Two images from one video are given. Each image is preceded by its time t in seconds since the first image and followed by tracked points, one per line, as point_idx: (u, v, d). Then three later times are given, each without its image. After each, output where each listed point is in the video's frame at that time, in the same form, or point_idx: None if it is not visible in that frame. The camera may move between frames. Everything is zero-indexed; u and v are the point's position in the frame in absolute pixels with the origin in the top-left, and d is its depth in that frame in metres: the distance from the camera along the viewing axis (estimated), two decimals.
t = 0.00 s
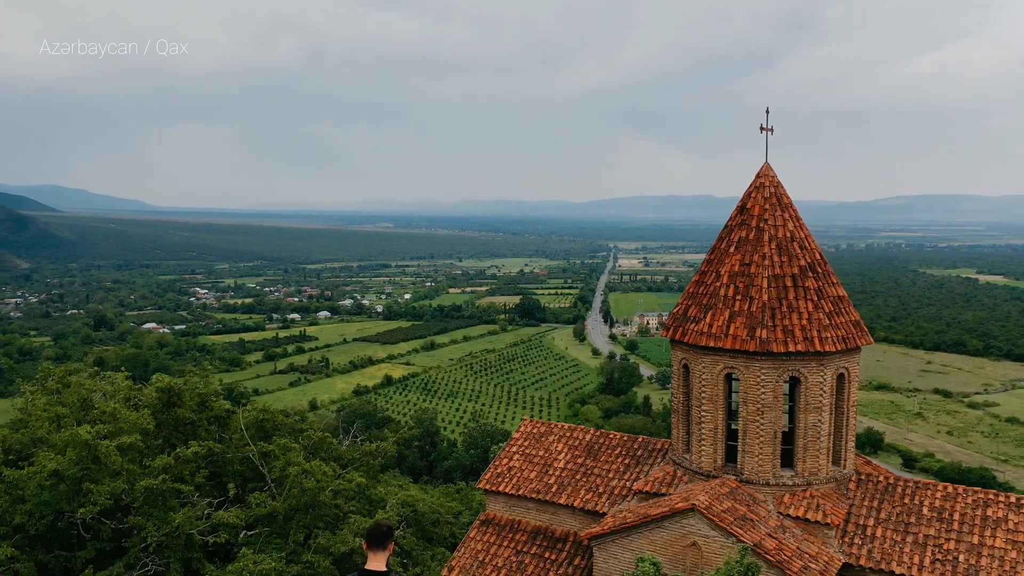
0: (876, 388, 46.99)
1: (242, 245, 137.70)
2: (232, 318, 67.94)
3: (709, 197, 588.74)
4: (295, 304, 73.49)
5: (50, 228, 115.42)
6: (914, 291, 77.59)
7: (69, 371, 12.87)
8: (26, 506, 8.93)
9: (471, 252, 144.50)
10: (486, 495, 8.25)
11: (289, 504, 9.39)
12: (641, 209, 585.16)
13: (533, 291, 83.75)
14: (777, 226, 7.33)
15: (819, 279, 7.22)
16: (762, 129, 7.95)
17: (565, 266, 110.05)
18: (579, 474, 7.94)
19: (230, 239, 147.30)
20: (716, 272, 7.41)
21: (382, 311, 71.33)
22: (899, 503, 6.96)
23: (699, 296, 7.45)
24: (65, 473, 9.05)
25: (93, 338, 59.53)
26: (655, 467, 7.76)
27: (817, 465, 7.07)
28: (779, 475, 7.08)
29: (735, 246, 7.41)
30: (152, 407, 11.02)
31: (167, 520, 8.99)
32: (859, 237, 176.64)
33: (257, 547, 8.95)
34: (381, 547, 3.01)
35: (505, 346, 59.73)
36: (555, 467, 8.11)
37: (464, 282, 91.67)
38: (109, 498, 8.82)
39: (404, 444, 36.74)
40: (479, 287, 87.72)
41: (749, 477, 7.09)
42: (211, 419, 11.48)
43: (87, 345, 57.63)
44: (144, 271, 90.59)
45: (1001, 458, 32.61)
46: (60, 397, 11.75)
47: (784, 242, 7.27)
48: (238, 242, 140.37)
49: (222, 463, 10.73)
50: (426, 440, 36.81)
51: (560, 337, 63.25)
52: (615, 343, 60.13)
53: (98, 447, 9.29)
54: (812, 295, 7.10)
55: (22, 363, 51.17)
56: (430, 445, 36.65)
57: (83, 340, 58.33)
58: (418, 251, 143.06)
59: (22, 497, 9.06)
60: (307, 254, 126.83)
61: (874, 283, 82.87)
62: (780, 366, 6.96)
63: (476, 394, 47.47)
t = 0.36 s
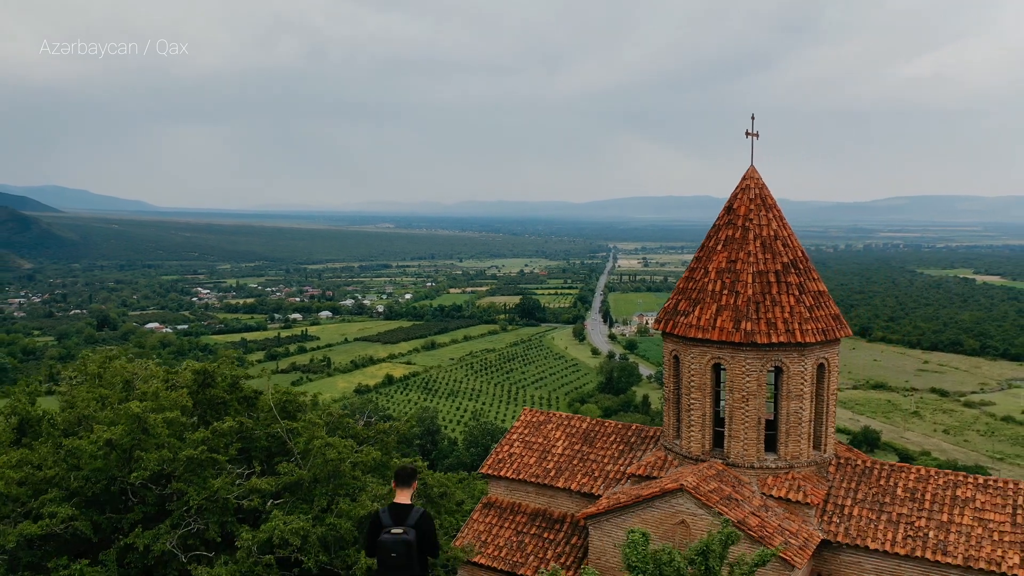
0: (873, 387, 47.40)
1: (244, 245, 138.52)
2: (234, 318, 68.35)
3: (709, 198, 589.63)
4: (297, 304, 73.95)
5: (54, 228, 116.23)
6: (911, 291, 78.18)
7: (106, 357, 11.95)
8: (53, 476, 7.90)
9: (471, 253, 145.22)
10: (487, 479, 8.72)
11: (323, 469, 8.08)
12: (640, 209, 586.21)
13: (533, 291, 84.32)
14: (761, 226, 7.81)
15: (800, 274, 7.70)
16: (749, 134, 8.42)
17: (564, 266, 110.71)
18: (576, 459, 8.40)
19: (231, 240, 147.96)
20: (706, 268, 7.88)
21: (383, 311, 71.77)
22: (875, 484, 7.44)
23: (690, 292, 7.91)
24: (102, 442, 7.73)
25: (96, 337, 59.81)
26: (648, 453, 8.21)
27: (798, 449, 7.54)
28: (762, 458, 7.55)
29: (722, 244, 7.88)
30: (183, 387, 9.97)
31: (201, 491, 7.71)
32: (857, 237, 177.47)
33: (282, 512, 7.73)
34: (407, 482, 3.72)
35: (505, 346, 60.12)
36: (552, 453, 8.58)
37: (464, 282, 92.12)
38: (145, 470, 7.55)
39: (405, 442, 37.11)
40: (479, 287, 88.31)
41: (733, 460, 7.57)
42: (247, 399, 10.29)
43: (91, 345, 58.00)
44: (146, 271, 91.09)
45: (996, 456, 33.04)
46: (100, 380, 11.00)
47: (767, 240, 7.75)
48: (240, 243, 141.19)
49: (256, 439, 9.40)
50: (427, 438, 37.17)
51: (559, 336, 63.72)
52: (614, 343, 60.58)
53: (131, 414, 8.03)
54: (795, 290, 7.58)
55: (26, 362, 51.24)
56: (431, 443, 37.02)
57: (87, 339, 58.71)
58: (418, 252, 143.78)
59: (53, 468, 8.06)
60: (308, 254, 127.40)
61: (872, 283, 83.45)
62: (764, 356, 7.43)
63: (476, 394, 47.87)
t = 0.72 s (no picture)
0: (870, 386, 47.81)
1: (245, 245, 139.08)
2: (236, 318, 68.73)
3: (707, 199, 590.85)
4: (298, 304, 74.39)
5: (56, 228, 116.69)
6: (908, 292, 78.69)
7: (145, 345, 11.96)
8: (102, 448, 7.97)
9: (471, 253, 145.86)
10: (490, 465, 9.19)
11: (348, 438, 8.19)
12: (640, 210, 587.51)
13: (532, 291, 84.84)
14: (747, 225, 8.28)
15: (784, 271, 8.16)
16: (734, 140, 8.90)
17: (564, 267, 111.31)
18: (572, 446, 8.89)
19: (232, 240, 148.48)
20: (695, 264, 8.36)
21: (384, 311, 72.19)
22: (854, 468, 7.92)
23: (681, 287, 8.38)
24: (146, 417, 7.98)
25: (99, 337, 60.01)
26: (642, 440, 8.69)
27: (782, 435, 8.02)
28: (748, 444, 8.03)
29: (711, 242, 8.36)
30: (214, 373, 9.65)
31: (236, 462, 7.74)
32: (855, 238, 178.29)
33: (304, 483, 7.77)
34: (426, 438, 4.18)
35: (505, 346, 60.52)
36: (551, 440, 9.06)
37: (464, 282, 92.60)
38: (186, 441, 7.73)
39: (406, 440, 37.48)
40: (479, 287, 88.85)
41: (722, 446, 8.04)
42: (271, 382, 9.90)
43: (94, 344, 58.33)
44: (148, 271, 91.55)
45: (992, 454, 33.47)
46: (136, 368, 11.09)
47: (753, 238, 8.23)
48: (241, 243, 141.81)
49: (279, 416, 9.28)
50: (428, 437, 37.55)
51: (559, 336, 64.16)
52: (613, 343, 61.00)
53: (173, 392, 8.41)
54: (779, 285, 8.05)
55: (30, 361, 51.49)
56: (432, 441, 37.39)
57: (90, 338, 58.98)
58: (418, 252, 144.48)
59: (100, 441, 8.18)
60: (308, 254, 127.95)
61: (870, 284, 83.96)
62: (749, 348, 7.89)
63: (476, 393, 48.24)
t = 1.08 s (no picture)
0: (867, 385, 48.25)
1: (246, 245, 139.76)
2: (238, 317, 69.08)
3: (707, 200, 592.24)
4: (300, 304, 74.80)
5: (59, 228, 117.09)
6: (906, 292, 79.23)
7: (175, 335, 12.28)
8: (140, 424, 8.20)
9: (472, 253, 146.52)
10: (491, 452, 9.67)
11: (361, 417, 8.31)
12: (639, 210, 589.49)
13: (532, 291, 85.38)
14: (735, 224, 8.77)
15: (770, 268, 8.65)
16: (723, 143, 9.38)
17: (564, 267, 111.86)
18: (571, 433, 9.35)
19: (234, 240, 148.97)
20: (686, 262, 8.85)
21: (385, 310, 72.61)
22: (835, 453, 8.40)
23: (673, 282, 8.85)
24: (181, 396, 8.19)
25: (101, 337, 60.28)
26: (636, 426, 9.17)
27: (767, 422, 8.51)
28: (735, 430, 8.51)
29: (701, 240, 8.84)
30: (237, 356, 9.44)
31: (263, 437, 7.93)
32: (854, 238, 179.27)
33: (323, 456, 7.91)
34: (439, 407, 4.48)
35: (505, 345, 60.90)
36: (550, 428, 9.54)
37: (464, 282, 93.07)
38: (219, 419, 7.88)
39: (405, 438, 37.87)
40: (479, 287, 89.32)
41: (710, 432, 8.53)
42: (293, 367, 9.47)
43: (97, 344, 58.66)
44: (150, 271, 91.97)
45: (987, 453, 33.96)
46: (165, 357, 11.44)
47: (741, 237, 8.71)
48: (241, 244, 142.30)
49: (299, 396, 8.96)
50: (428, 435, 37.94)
51: (559, 336, 64.62)
52: (613, 342, 61.44)
53: (205, 372, 8.57)
54: (765, 282, 8.52)
55: (33, 360, 51.72)
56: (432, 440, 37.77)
57: (93, 338, 59.30)
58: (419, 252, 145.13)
59: (136, 419, 8.38)
60: (310, 254, 128.65)
61: (868, 284, 84.48)
62: (737, 340, 8.37)
63: (476, 392, 48.64)
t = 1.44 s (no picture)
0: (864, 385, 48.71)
1: (247, 245, 140.24)
2: (239, 317, 69.43)
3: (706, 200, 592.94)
4: (301, 304, 75.19)
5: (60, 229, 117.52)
6: (903, 292, 79.83)
7: (199, 326, 12.34)
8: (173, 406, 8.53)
9: (472, 253, 147.12)
10: (493, 441, 10.16)
11: (374, 401, 8.74)
12: (639, 211, 590.48)
13: (532, 291, 85.92)
14: (723, 224, 9.26)
15: (756, 265, 9.15)
16: (712, 147, 9.87)
17: (563, 267, 112.49)
18: (569, 423, 9.84)
19: (234, 241, 149.43)
20: (677, 260, 9.34)
21: (385, 311, 73.04)
22: (817, 440, 8.89)
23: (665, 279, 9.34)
24: (212, 381, 8.48)
25: (104, 336, 60.58)
26: (629, 416, 9.68)
27: (754, 410, 9.01)
28: (724, 418, 9.02)
29: (691, 239, 9.34)
30: (258, 343, 9.68)
31: (285, 417, 8.35)
32: (852, 239, 180.17)
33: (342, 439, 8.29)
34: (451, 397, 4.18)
35: (505, 345, 61.30)
36: (549, 417, 10.03)
37: (464, 283, 93.52)
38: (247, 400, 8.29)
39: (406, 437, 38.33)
40: (479, 287, 89.85)
41: (700, 420, 9.02)
42: (310, 354, 9.89)
43: (99, 343, 58.96)
44: (152, 271, 92.39)
45: (982, 451, 34.41)
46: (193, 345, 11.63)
47: (728, 235, 9.20)
48: (242, 244, 142.84)
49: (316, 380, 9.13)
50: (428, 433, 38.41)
51: (558, 335, 65.07)
52: (612, 342, 61.89)
53: (232, 358, 8.92)
54: (751, 278, 9.02)
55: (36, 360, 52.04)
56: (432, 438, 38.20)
57: (96, 338, 59.59)
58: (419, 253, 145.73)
59: (171, 400, 8.74)
60: (311, 255, 129.29)
61: (866, 284, 85.09)
62: (725, 334, 8.86)
63: (477, 391, 49.00)
